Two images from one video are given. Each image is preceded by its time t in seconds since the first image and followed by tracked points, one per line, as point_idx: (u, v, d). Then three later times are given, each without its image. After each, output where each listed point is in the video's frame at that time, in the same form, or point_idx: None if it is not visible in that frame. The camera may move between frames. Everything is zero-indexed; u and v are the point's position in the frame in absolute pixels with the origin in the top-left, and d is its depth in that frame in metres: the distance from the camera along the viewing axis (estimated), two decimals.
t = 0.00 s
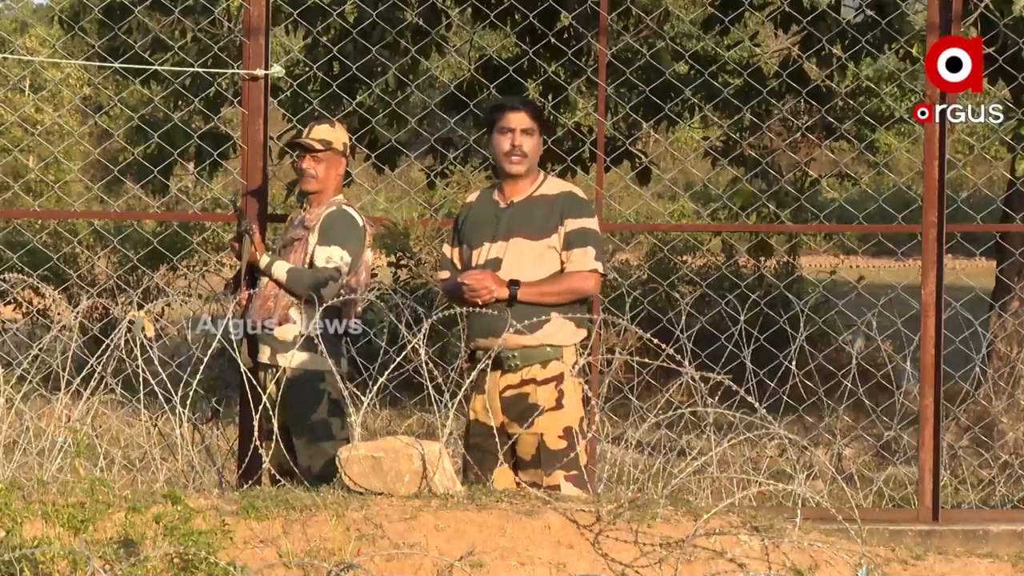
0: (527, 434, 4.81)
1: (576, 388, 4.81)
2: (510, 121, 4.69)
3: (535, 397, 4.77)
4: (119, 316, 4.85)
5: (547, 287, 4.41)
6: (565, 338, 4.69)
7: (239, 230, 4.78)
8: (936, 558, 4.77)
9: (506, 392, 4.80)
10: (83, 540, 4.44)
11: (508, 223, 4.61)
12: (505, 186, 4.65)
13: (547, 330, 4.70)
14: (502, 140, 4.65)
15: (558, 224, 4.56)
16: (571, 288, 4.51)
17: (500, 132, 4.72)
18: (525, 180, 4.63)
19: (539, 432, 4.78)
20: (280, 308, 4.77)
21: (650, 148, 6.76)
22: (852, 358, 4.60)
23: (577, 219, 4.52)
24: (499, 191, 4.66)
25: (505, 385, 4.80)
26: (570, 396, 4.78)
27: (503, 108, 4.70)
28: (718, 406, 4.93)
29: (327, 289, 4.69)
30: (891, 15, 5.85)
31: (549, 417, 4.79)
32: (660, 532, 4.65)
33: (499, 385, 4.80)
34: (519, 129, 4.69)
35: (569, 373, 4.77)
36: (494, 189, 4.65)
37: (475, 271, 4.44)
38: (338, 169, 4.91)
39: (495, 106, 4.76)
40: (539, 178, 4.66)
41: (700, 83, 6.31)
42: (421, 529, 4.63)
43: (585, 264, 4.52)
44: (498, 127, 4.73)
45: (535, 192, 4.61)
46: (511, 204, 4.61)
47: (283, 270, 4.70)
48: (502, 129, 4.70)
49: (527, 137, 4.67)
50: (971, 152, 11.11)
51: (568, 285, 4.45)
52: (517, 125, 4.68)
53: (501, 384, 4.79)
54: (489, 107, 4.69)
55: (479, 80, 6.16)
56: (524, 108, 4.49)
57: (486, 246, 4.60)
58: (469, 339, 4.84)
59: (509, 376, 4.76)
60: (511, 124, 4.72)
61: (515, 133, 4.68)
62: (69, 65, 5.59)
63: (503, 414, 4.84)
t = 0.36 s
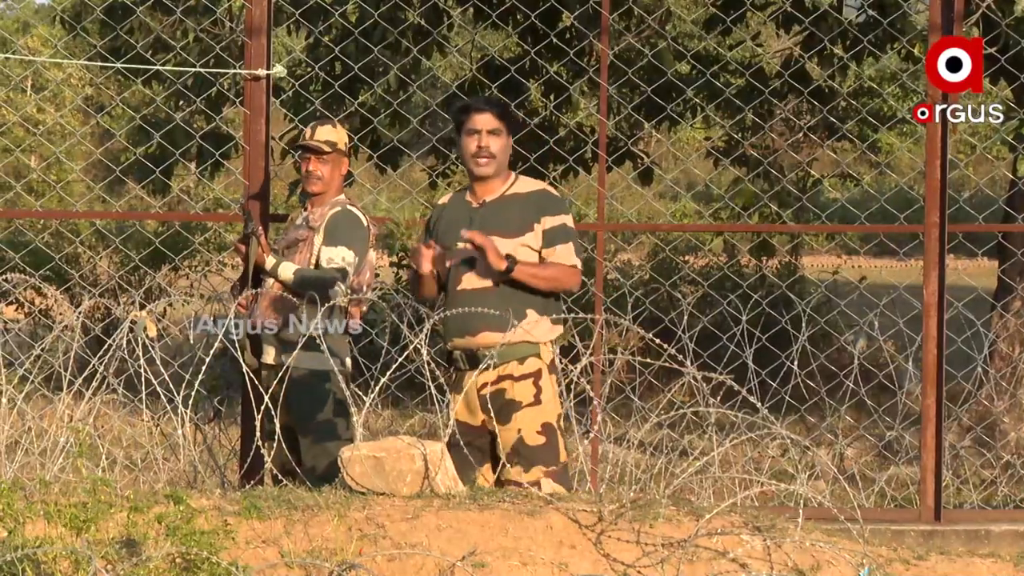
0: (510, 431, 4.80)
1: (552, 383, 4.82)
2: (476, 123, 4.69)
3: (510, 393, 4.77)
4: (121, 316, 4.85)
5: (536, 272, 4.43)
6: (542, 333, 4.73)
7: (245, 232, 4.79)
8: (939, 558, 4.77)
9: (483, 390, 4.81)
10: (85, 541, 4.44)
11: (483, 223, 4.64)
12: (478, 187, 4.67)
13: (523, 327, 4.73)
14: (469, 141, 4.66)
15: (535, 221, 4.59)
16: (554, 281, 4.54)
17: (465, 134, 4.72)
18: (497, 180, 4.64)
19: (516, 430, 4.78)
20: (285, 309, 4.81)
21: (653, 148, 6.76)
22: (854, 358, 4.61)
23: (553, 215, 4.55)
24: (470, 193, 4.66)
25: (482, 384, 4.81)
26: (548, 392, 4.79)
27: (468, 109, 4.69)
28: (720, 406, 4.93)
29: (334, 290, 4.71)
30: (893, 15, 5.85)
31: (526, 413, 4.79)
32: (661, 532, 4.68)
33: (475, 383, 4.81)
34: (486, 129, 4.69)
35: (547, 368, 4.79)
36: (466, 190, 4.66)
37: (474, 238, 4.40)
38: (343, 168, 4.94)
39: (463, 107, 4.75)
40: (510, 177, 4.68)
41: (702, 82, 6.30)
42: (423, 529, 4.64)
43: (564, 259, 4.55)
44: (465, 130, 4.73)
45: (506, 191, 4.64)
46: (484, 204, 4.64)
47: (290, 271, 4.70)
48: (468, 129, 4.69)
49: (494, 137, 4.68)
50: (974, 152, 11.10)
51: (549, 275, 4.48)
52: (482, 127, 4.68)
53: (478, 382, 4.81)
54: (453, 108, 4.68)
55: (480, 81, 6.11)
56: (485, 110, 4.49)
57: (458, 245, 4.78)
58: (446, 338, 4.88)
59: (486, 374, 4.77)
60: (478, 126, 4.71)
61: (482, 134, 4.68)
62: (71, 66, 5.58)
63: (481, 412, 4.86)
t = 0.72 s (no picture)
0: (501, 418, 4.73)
1: (547, 381, 4.72)
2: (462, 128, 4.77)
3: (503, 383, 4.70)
4: (141, 317, 4.86)
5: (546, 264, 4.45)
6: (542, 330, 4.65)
7: (266, 233, 4.81)
8: (959, 558, 4.77)
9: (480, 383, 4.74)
10: (105, 541, 4.46)
11: (481, 225, 4.69)
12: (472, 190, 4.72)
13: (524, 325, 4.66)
14: (455, 148, 4.69)
15: (533, 220, 4.65)
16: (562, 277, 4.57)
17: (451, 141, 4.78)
18: (489, 183, 4.70)
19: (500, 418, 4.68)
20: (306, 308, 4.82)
21: (671, 148, 6.76)
22: (873, 358, 4.61)
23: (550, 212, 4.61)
24: (465, 197, 4.71)
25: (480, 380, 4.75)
26: (541, 386, 4.69)
27: (452, 116, 4.74)
28: (740, 407, 4.93)
29: (356, 291, 4.72)
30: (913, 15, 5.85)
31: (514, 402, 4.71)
32: (680, 533, 4.71)
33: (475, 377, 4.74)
34: (471, 135, 4.74)
35: (544, 364, 4.70)
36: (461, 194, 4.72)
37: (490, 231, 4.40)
38: (364, 170, 4.96)
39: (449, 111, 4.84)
40: (503, 178, 4.74)
41: (720, 83, 6.29)
42: (443, 530, 4.67)
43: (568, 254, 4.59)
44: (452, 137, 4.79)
45: (501, 192, 4.69)
46: (481, 206, 4.69)
47: (312, 271, 4.74)
48: (453, 136, 4.73)
49: (480, 142, 4.74)
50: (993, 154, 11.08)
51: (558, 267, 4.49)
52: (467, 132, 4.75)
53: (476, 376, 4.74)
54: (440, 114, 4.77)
55: (499, 81, 6.10)
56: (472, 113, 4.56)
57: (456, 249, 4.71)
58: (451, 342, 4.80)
59: (484, 372, 4.71)
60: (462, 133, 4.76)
61: (468, 139, 4.73)
62: (91, 67, 5.60)
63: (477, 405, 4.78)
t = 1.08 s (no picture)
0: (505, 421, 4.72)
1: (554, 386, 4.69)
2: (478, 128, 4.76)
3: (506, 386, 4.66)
4: (174, 318, 4.87)
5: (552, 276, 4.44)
6: (548, 336, 4.62)
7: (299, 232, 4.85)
8: (991, 560, 4.77)
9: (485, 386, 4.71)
10: (138, 542, 4.46)
11: (495, 228, 4.66)
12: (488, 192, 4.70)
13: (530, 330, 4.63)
14: (472, 151, 4.68)
15: (546, 225, 4.62)
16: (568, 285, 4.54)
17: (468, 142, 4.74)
18: (507, 186, 4.67)
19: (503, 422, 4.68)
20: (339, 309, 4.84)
21: (702, 149, 6.75)
22: (906, 359, 4.61)
23: (565, 220, 4.59)
24: (482, 198, 4.68)
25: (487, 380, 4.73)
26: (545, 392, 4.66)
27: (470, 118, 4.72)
28: (773, 407, 4.93)
29: (387, 291, 4.75)
30: (946, 15, 5.83)
31: (517, 406, 4.68)
32: (712, 533, 4.72)
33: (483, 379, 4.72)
34: (489, 137, 4.71)
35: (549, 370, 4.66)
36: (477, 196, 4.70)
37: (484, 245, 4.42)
38: (397, 171, 4.97)
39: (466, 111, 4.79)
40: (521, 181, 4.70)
41: (752, 83, 6.30)
42: (475, 531, 4.67)
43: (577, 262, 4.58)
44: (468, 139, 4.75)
45: (517, 195, 4.65)
46: (496, 208, 4.66)
47: (344, 271, 4.75)
48: (472, 138, 4.72)
49: (499, 145, 4.70)
50: None
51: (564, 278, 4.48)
52: (485, 135, 4.71)
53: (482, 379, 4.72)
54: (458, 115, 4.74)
55: (531, 81, 6.09)
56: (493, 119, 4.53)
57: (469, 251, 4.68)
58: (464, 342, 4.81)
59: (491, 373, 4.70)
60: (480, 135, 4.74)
61: (486, 141, 4.70)
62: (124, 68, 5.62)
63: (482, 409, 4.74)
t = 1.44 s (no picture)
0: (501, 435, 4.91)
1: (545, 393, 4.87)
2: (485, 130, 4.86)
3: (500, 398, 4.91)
4: (202, 318, 4.88)
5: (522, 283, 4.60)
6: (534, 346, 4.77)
7: (325, 231, 4.89)
8: (1019, 560, 4.76)
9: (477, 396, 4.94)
10: (165, 541, 4.47)
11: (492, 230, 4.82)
12: (493, 194, 4.87)
13: (517, 338, 4.78)
14: (481, 152, 4.83)
15: (538, 230, 4.77)
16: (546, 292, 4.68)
17: (480, 144, 4.90)
18: (511, 188, 4.83)
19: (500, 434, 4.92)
20: (365, 307, 4.90)
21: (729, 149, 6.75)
22: (934, 359, 4.61)
23: (554, 227, 4.72)
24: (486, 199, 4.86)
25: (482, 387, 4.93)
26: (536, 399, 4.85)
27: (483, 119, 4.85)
28: (801, 407, 4.93)
29: (413, 290, 4.75)
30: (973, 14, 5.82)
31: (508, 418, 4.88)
32: (739, 534, 4.73)
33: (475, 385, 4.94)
34: (498, 140, 4.87)
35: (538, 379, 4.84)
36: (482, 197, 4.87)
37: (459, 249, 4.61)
38: (425, 169, 4.97)
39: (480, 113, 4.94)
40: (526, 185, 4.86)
41: (779, 84, 6.31)
42: (501, 532, 4.66)
43: (558, 271, 4.71)
44: (480, 141, 4.92)
45: (518, 199, 4.81)
46: (496, 210, 4.83)
47: (368, 270, 4.77)
48: (482, 140, 4.87)
49: (507, 148, 4.86)
50: None
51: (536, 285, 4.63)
52: (495, 137, 4.87)
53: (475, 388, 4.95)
54: (472, 117, 4.91)
55: (559, 81, 6.09)
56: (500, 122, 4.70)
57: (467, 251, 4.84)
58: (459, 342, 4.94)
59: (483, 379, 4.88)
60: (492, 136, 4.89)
61: (495, 144, 4.86)
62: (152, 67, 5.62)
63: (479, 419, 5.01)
